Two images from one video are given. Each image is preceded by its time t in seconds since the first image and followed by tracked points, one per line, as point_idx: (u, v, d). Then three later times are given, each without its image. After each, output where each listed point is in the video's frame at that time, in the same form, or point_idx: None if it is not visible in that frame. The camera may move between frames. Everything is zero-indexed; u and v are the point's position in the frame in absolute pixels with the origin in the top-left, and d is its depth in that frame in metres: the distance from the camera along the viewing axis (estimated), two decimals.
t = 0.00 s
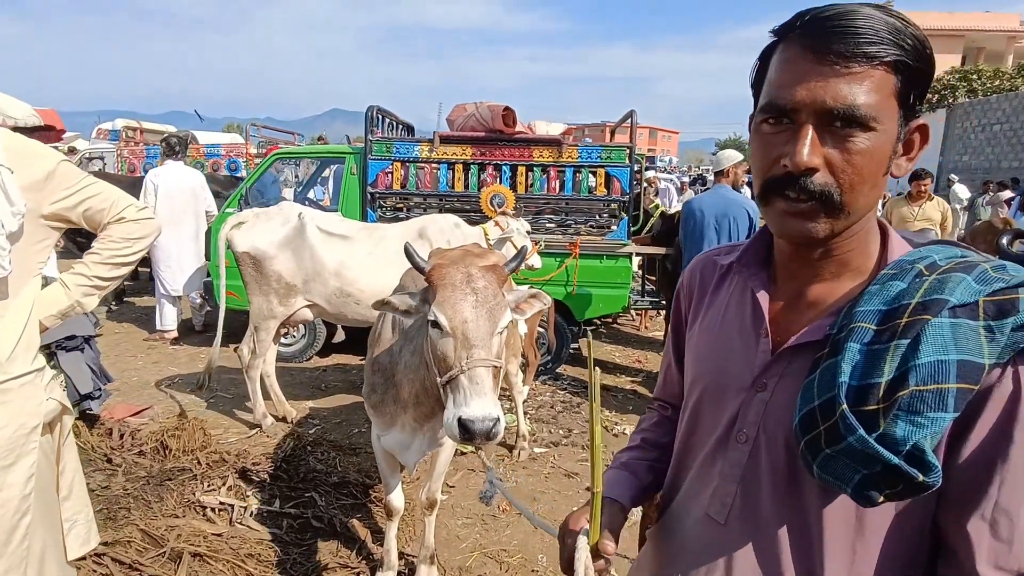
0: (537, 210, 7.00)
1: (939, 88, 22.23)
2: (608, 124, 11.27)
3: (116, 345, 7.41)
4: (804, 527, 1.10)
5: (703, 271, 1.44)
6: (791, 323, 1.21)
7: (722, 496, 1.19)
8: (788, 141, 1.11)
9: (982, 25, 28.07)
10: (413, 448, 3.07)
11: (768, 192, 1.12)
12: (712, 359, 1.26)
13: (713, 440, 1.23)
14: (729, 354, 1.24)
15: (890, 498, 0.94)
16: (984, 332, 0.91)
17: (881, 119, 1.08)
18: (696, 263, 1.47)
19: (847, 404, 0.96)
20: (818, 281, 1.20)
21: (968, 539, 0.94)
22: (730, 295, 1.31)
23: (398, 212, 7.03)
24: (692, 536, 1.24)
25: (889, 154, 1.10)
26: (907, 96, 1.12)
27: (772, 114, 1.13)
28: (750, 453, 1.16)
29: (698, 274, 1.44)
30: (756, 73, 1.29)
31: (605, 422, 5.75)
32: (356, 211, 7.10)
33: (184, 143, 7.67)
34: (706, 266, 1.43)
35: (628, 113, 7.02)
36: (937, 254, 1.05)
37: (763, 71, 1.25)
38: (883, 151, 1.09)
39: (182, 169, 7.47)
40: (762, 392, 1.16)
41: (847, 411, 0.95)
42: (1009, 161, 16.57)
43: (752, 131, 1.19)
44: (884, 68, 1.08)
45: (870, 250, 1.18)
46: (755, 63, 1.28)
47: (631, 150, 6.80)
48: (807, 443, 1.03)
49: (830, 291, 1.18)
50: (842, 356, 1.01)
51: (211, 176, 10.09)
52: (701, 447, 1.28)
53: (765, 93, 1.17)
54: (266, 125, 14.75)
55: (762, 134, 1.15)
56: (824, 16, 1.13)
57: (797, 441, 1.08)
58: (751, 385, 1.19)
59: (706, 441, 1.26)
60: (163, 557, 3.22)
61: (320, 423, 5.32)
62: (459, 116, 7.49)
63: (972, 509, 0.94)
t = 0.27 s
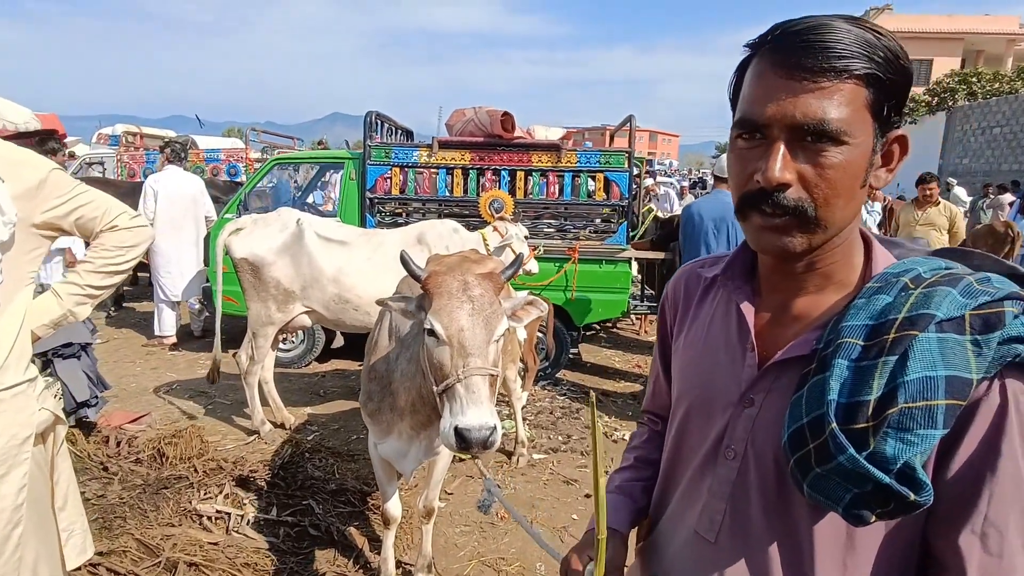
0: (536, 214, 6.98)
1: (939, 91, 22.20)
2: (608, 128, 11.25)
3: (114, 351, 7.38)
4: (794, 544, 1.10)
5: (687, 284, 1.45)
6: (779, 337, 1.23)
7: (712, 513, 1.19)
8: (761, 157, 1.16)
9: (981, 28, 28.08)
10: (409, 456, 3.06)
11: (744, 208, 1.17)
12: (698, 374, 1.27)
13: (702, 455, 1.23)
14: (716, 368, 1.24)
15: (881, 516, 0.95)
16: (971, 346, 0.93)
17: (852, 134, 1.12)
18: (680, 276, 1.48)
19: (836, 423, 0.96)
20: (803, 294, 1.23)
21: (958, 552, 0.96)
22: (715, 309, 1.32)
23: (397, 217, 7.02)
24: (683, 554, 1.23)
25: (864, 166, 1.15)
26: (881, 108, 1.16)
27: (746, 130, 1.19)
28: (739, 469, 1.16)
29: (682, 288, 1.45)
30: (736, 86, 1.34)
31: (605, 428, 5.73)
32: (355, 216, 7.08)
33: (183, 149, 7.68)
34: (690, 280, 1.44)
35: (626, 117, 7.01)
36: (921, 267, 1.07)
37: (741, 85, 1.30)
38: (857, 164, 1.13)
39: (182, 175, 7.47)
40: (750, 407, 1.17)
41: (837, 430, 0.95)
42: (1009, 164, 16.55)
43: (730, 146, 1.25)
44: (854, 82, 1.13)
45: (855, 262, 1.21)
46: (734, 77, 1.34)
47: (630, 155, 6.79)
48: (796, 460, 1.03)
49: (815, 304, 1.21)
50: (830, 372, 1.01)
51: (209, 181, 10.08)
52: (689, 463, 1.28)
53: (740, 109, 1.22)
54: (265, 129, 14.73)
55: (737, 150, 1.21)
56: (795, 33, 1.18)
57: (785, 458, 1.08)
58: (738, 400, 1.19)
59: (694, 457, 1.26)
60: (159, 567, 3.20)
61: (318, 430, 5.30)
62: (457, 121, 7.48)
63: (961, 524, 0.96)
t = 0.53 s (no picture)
0: (534, 219, 6.95)
1: (938, 91, 22.18)
2: (607, 131, 11.23)
3: (112, 359, 7.36)
4: (781, 562, 1.10)
5: (673, 296, 1.45)
6: (764, 348, 1.24)
7: (697, 530, 1.19)
8: (743, 168, 1.15)
9: (979, 28, 28.08)
10: (406, 465, 3.03)
11: (727, 219, 1.16)
12: (684, 388, 1.27)
13: (688, 471, 1.23)
14: (701, 382, 1.25)
15: (867, 537, 0.92)
16: (958, 361, 0.90)
17: (834, 144, 1.11)
18: (665, 288, 1.49)
19: (821, 441, 0.94)
20: (787, 306, 1.23)
21: (949, 570, 0.95)
22: (700, 321, 1.33)
23: (395, 222, 6.99)
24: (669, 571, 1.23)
25: (846, 176, 1.13)
26: (863, 117, 1.15)
27: (727, 140, 1.17)
28: (725, 485, 1.16)
29: (667, 299, 1.46)
30: (716, 93, 1.33)
31: (605, 434, 5.70)
32: (352, 222, 7.06)
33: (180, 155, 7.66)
34: (675, 292, 1.45)
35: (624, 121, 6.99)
36: (906, 278, 1.06)
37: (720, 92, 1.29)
38: (839, 175, 1.12)
39: (180, 181, 7.45)
40: (735, 422, 1.17)
41: (822, 449, 0.94)
42: (1009, 164, 16.53)
43: (711, 157, 1.23)
44: (835, 91, 1.12)
45: (838, 272, 1.21)
46: (713, 84, 1.32)
47: (628, 159, 6.77)
48: (781, 479, 1.01)
49: (799, 316, 1.21)
50: (814, 388, 1.00)
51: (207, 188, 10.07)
52: (675, 479, 1.28)
53: (721, 118, 1.21)
54: (264, 135, 14.72)
55: (719, 160, 1.19)
56: (775, 40, 1.17)
57: (771, 474, 1.07)
58: (723, 415, 1.20)
59: (680, 471, 1.27)
60: None
61: (316, 437, 5.27)
62: (455, 126, 7.46)
63: (950, 540, 0.95)
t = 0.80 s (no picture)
0: (531, 222, 6.92)
1: (936, 91, 22.18)
2: (606, 133, 11.23)
3: (110, 366, 7.33)
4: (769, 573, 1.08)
5: (658, 300, 1.43)
6: (751, 352, 1.22)
7: (684, 540, 1.16)
8: (732, 167, 1.12)
9: (977, 28, 28.11)
10: (400, 472, 3.00)
11: (717, 221, 1.13)
12: (670, 395, 1.24)
13: (674, 479, 1.21)
14: (687, 388, 1.22)
15: (856, 547, 0.90)
16: (946, 366, 0.88)
17: (824, 144, 1.09)
18: (651, 292, 1.46)
19: (807, 449, 0.92)
20: (775, 309, 1.20)
21: None
22: (685, 326, 1.31)
23: (392, 227, 6.97)
24: None
25: (836, 177, 1.11)
26: (852, 116, 1.13)
27: (716, 139, 1.14)
28: (711, 494, 1.14)
29: (652, 304, 1.44)
30: (701, 92, 1.30)
31: (604, 437, 5.66)
32: (349, 227, 7.04)
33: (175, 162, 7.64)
34: (661, 296, 1.43)
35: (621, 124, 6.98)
36: (893, 281, 1.04)
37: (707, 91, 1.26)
38: (829, 175, 1.10)
39: (176, 189, 7.47)
40: (721, 429, 1.15)
41: (809, 457, 0.91)
42: (1008, 163, 16.51)
43: (699, 157, 1.21)
44: (826, 89, 1.10)
45: (825, 276, 1.19)
46: (699, 83, 1.30)
47: (625, 161, 6.75)
48: (768, 488, 0.99)
49: (786, 320, 1.19)
50: (801, 395, 0.98)
51: (205, 194, 10.06)
52: (661, 486, 1.25)
53: (709, 117, 1.18)
54: (262, 141, 14.71)
55: (707, 160, 1.17)
56: (764, 37, 1.15)
57: (757, 483, 1.05)
58: (709, 422, 1.17)
59: (666, 479, 1.24)
60: None
61: (314, 443, 5.24)
62: (451, 130, 7.44)
63: (939, 548, 0.92)
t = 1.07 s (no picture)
0: (529, 224, 6.89)
1: (933, 89, 22.18)
2: (604, 134, 11.21)
3: (108, 373, 7.32)
4: None
5: (656, 305, 1.42)
6: (752, 356, 1.20)
7: (685, 550, 1.15)
8: (739, 168, 1.10)
9: (973, 25, 28.14)
10: (397, 476, 2.98)
11: (723, 222, 1.10)
12: (670, 401, 1.23)
13: (674, 487, 1.19)
14: (687, 394, 1.21)
15: (865, 556, 0.89)
16: (955, 370, 0.87)
17: (831, 145, 1.08)
18: (648, 297, 1.45)
19: (817, 457, 0.90)
20: (777, 313, 1.19)
21: None
22: (685, 331, 1.29)
23: (390, 230, 6.96)
24: None
25: (842, 179, 1.10)
26: (858, 118, 1.13)
27: (722, 139, 1.13)
28: (713, 502, 1.12)
29: (650, 308, 1.43)
30: (702, 93, 1.29)
31: (604, 439, 5.65)
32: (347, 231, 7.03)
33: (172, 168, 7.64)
34: (659, 300, 1.41)
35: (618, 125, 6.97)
36: (897, 285, 1.04)
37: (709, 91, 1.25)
38: (836, 177, 1.09)
39: (173, 194, 7.43)
40: (723, 436, 1.13)
41: (819, 465, 0.89)
42: (1006, 160, 16.51)
43: (701, 157, 1.19)
44: (835, 89, 1.09)
45: (827, 279, 1.18)
46: (700, 83, 1.28)
47: (623, 162, 6.74)
48: (774, 496, 0.97)
49: (789, 324, 1.18)
50: (808, 400, 0.96)
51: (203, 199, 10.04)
52: (661, 495, 1.24)
53: (713, 116, 1.16)
54: (259, 145, 14.71)
55: (712, 161, 1.15)
56: (770, 36, 1.14)
57: (762, 491, 1.03)
58: (710, 429, 1.16)
59: (666, 487, 1.23)
60: None
61: (313, 448, 5.23)
62: (449, 132, 7.43)
63: (941, 550, 0.91)
